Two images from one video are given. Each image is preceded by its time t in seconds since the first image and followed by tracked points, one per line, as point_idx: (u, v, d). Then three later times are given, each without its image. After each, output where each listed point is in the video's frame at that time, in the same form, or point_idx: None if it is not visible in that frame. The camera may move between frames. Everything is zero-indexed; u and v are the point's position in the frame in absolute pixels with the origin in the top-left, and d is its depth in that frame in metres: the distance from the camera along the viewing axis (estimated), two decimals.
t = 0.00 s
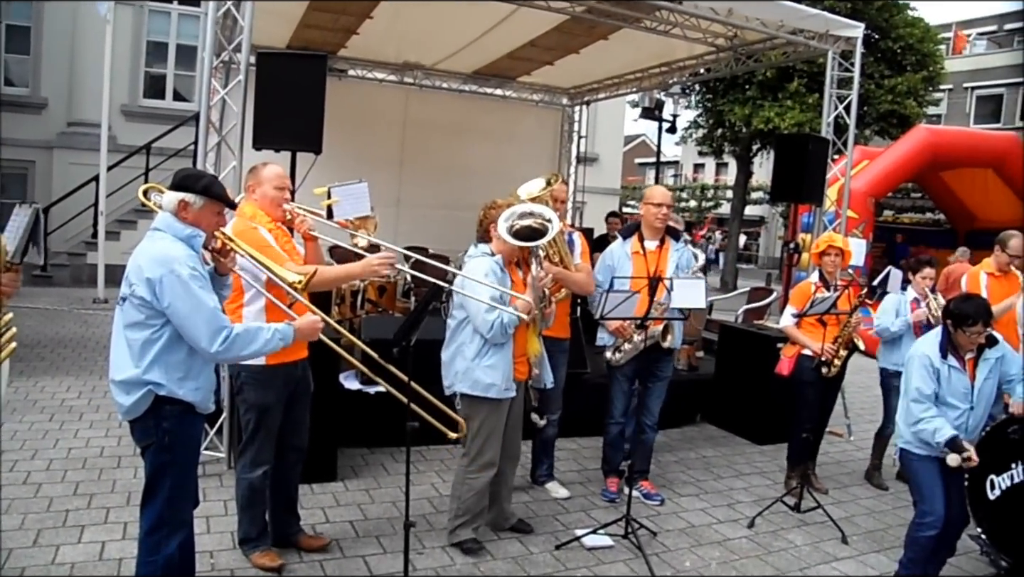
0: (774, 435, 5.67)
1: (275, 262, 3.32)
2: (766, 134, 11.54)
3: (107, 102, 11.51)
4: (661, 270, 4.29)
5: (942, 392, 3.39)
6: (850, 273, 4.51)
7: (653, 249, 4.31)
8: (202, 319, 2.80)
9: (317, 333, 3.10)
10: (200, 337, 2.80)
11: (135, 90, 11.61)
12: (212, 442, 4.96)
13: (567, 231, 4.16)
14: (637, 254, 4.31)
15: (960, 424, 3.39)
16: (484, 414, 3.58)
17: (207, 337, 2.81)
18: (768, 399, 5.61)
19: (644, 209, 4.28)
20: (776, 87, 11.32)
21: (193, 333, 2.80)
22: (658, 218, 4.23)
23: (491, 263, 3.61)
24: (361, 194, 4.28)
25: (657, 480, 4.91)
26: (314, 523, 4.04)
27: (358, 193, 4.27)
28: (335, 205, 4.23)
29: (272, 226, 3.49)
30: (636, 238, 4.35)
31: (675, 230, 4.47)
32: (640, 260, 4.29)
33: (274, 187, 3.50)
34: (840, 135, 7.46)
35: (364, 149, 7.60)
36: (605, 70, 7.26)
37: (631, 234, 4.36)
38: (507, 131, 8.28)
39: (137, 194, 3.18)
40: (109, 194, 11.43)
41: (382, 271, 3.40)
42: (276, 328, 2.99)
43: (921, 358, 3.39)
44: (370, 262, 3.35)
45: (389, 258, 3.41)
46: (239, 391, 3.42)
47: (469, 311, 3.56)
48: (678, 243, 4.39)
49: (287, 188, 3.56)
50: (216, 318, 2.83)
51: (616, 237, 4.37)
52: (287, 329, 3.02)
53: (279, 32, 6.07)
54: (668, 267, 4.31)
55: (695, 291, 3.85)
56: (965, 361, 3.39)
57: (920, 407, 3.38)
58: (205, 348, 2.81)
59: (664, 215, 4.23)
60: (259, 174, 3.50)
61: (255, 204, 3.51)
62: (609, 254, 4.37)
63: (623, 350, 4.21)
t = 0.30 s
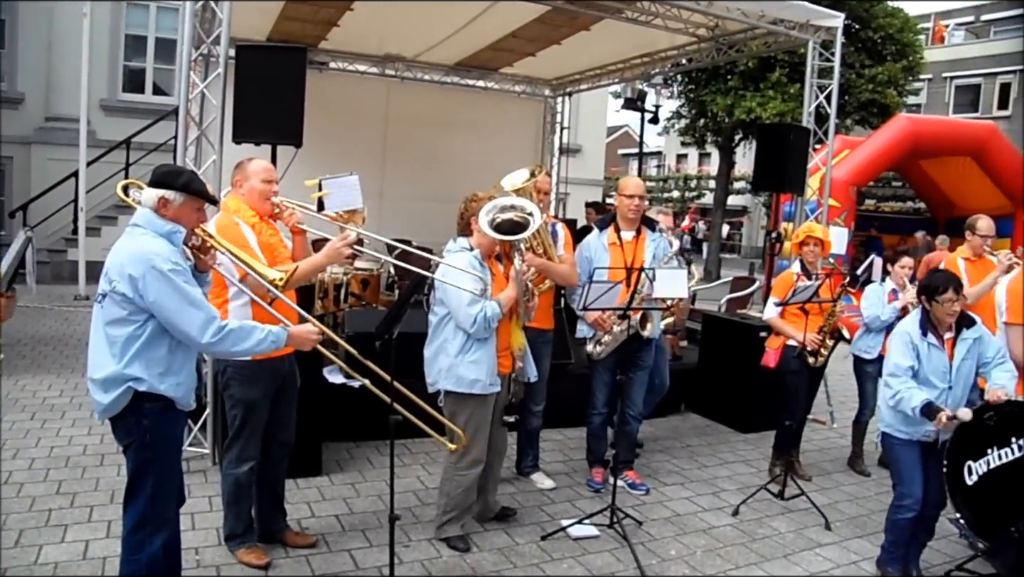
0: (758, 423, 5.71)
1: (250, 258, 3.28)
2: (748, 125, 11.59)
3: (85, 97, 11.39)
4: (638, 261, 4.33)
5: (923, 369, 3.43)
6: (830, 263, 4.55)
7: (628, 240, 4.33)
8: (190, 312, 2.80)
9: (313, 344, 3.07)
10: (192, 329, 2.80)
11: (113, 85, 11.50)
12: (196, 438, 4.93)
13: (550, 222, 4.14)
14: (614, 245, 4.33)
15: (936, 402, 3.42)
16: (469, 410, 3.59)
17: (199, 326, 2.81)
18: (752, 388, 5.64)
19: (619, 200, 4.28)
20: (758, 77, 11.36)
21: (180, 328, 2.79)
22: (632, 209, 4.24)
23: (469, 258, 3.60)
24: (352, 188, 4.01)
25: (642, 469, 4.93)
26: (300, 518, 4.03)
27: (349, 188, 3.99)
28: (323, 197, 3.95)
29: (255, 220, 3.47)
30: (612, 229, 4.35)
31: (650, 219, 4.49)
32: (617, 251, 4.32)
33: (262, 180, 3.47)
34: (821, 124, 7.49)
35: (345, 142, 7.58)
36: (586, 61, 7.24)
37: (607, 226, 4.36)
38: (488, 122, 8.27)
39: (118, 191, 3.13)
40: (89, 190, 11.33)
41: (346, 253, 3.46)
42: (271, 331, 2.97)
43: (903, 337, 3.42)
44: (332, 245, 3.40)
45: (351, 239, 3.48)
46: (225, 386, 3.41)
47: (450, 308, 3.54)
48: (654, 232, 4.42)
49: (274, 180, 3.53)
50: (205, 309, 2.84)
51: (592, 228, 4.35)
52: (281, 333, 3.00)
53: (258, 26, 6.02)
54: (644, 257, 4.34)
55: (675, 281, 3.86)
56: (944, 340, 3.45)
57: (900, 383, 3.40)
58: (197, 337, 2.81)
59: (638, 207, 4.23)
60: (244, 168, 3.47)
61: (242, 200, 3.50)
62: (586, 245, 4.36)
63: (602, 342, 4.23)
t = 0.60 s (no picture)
0: (729, 406, 5.77)
1: (216, 250, 3.28)
2: (716, 111, 11.67)
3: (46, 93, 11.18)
4: (602, 249, 4.34)
5: (888, 346, 3.46)
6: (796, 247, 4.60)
7: (592, 229, 4.36)
8: (129, 314, 2.76)
9: (239, 304, 3.01)
10: (132, 331, 2.77)
11: (75, 81, 11.30)
12: (166, 436, 4.89)
13: (516, 211, 4.13)
14: (579, 234, 4.35)
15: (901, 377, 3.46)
16: (448, 402, 3.58)
17: (139, 330, 2.78)
18: (722, 373, 5.69)
19: (581, 190, 4.30)
20: (723, 63, 11.47)
21: (122, 329, 2.77)
22: (593, 198, 4.27)
23: (436, 253, 3.61)
24: (319, 178, 3.87)
25: (615, 455, 4.95)
26: (273, 514, 4.01)
27: (316, 179, 3.86)
28: (289, 190, 3.79)
29: (222, 215, 3.45)
30: (576, 217, 4.37)
31: (613, 206, 4.53)
32: (582, 240, 4.35)
33: (231, 174, 3.44)
34: (785, 110, 7.55)
35: (309, 135, 7.57)
36: (553, 49, 7.23)
37: (571, 214, 4.38)
38: (455, 112, 8.24)
39: (80, 187, 3.08)
40: (52, 188, 11.15)
41: (306, 242, 3.52)
42: (199, 308, 2.94)
43: (870, 314, 3.46)
44: (292, 235, 3.46)
45: (310, 228, 3.56)
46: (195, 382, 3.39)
47: (420, 304, 3.53)
48: (617, 220, 4.46)
49: (244, 175, 3.50)
50: (148, 312, 2.80)
51: (555, 217, 4.38)
52: (210, 306, 2.96)
53: (220, 19, 5.94)
54: (608, 246, 4.37)
55: (643, 268, 3.86)
56: (908, 317, 3.50)
57: (866, 359, 3.42)
58: (138, 344, 2.79)
59: (599, 195, 4.25)
60: (213, 162, 3.44)
61: (212, 195, 3.47)
62: (550, 235, 4.38)
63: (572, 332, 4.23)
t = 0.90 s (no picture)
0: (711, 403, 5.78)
1: (198, 253, 3.28)
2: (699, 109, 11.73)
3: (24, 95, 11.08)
4: (583, 247, 4.37)
5: (869, 340, 3.49)
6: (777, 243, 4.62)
7: (571, 227, 4.37)
8: (103, 317, 2.74)
9: (217, 304, 2.97)
10: (105, 333, 2.75)
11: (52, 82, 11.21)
12: (146, 440, 4.86)
13: (495, 211, 4.14)
14: (559, 234, 4.35)
15: (882, 372, 3.50)
16: (432, 402, 3.57)
17: (113, 331, 2.76)
18: (704, 370, 5.70)
19: (559, 189, 4.30)
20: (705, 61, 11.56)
21: (96, 331, 2.75)
22: (572, 196, 4.27)
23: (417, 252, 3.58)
24: (298, 179, 3.86)
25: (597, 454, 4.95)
26: (253, 516, 3.99)
27: (296, 179, 3.85)
28: (269, 190, 3.76)
29: (204, 217, 3.43)
30: (555, 217, 4.38)
31: (591, 204, 4.53)
32: (563, 240, 4.35)
33: (213, 176, 3.41)
34: (765, 108, 7.57)
35: (290, 135, 7.57)
36: (533, 48, 7.22)
37: (550, 214, 4.39)
38: (436, 111, 8.23)
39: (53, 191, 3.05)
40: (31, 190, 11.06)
41: (287, 242, 3.41)
42: (174, 306, 2.91)
43: (854, 308, 3.46)
44: (272, 235, 3.36)
45: (290, 227, 3.42)
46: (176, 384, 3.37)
47: (402, 304, 3.52)
48: (596, 218, 4.47)
49: (226, 177, 3.47)
50: (122, 313, 2.78)
51: (535, 217, 4.38)
52: (186, 304, 2.93)
53: (199, 19, 5.90)
54: (588, 243, 4.40)
55: (622, 266, 3.88)
56: (890, 311, 3.52)
57: (835, 349, 3.46)
58: (113, 345, 2.77)
59: (578, 194, 4.27)
60: (195, 163, 3.41)
61: (195, 198, 3.46)
62: (530, 234, 4.38)
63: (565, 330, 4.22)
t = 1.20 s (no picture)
0: (688, 401, 5.80)
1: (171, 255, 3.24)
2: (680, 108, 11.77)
3: None
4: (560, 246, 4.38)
5: (850, 336, 3.48)
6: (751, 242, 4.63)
7: (547, 227, 4.37)
8: (67, 319, 2.72)
9: (184, 305, 2.94)
10: (70, 335, 2.73)
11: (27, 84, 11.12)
12: (121, 443, 4.83)
13: (469, 211, 4.14)
14: (536, 233, 4.35)
15: (861, 368, 3.48)
16: (405, 400, 3.56)
17: (77, 335, 2.74)
18: (682, 368, 5.71)
19: (537, 188, 4.30)
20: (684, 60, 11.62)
21: (61, 333, 2.73)
22: (550, 196, 4.27)
23: (392, 250, 3.56)
24: (276, 183, 3.84)
25: (574, 452, 4.96)
26: (228, 518, 3.97)
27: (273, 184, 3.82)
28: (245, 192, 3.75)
29: (181, 219, 3.40)
30: (532, 216, 4.37)
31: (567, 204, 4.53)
32: (537, 238, 4.35)
33: (192, 178, 3.39)
34: (742, 106, 7.61)
35: (268, 137, 7.53)
36: (511, 48, 7.22)
37: (527, 213, 4.38)
38: (415, 111, 8.23)
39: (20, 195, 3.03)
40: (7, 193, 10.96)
41: (263, 246, 3.36)
42: (138, 309, 2.87)
43: (835, 306, 3.45)
44: (247, 239, 3.32)
45: (267, 231, 3.37)
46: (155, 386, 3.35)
47: (377, 301, 3.50)
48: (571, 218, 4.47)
49: (205, 179, 3.44)
50: (86, 315, 2.76)
51: (511, 217, 4.37)
52: (150, 306, 2.89)
53: (176, 19, 5.86)
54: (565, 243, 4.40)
55: (595, 264, 3.88)
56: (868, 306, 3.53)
57: (824, 347, 3.44)
58: (77, 348, 2.76)
59: (555, 194, 4.27)
60: (174, 166, 3.38)
61: (173, 199, 3.43)
62: (506, 234, 4.37)
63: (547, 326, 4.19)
